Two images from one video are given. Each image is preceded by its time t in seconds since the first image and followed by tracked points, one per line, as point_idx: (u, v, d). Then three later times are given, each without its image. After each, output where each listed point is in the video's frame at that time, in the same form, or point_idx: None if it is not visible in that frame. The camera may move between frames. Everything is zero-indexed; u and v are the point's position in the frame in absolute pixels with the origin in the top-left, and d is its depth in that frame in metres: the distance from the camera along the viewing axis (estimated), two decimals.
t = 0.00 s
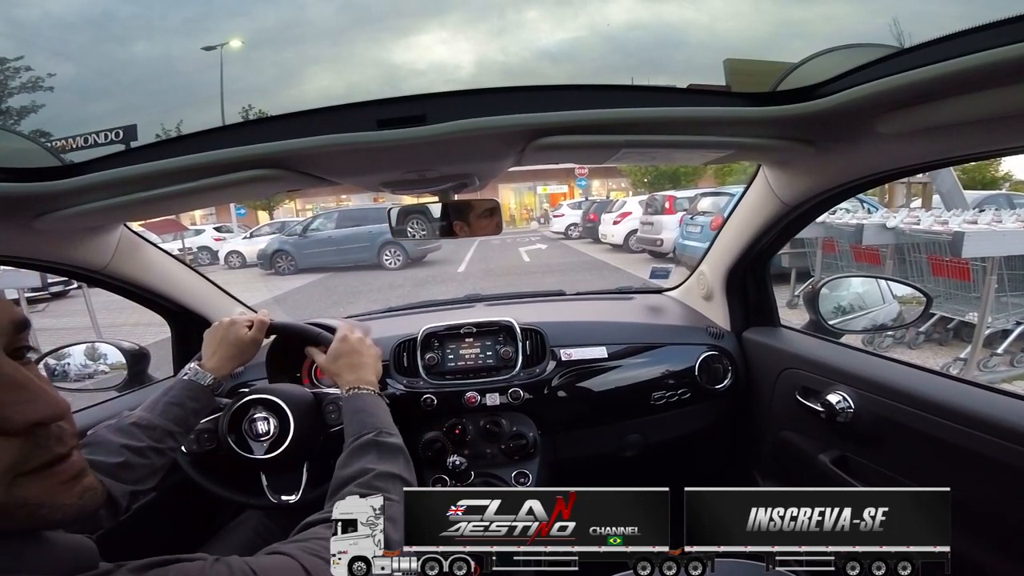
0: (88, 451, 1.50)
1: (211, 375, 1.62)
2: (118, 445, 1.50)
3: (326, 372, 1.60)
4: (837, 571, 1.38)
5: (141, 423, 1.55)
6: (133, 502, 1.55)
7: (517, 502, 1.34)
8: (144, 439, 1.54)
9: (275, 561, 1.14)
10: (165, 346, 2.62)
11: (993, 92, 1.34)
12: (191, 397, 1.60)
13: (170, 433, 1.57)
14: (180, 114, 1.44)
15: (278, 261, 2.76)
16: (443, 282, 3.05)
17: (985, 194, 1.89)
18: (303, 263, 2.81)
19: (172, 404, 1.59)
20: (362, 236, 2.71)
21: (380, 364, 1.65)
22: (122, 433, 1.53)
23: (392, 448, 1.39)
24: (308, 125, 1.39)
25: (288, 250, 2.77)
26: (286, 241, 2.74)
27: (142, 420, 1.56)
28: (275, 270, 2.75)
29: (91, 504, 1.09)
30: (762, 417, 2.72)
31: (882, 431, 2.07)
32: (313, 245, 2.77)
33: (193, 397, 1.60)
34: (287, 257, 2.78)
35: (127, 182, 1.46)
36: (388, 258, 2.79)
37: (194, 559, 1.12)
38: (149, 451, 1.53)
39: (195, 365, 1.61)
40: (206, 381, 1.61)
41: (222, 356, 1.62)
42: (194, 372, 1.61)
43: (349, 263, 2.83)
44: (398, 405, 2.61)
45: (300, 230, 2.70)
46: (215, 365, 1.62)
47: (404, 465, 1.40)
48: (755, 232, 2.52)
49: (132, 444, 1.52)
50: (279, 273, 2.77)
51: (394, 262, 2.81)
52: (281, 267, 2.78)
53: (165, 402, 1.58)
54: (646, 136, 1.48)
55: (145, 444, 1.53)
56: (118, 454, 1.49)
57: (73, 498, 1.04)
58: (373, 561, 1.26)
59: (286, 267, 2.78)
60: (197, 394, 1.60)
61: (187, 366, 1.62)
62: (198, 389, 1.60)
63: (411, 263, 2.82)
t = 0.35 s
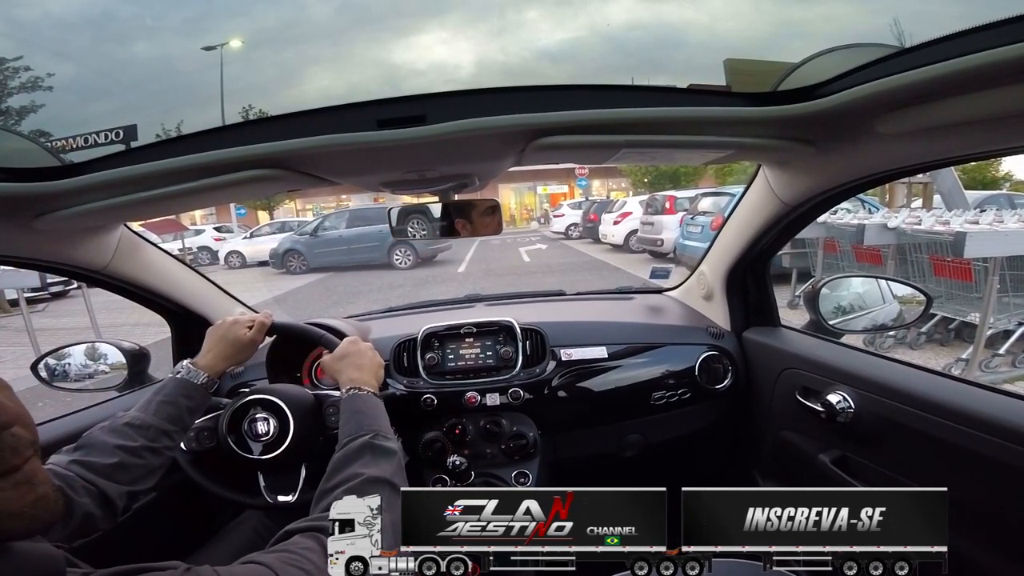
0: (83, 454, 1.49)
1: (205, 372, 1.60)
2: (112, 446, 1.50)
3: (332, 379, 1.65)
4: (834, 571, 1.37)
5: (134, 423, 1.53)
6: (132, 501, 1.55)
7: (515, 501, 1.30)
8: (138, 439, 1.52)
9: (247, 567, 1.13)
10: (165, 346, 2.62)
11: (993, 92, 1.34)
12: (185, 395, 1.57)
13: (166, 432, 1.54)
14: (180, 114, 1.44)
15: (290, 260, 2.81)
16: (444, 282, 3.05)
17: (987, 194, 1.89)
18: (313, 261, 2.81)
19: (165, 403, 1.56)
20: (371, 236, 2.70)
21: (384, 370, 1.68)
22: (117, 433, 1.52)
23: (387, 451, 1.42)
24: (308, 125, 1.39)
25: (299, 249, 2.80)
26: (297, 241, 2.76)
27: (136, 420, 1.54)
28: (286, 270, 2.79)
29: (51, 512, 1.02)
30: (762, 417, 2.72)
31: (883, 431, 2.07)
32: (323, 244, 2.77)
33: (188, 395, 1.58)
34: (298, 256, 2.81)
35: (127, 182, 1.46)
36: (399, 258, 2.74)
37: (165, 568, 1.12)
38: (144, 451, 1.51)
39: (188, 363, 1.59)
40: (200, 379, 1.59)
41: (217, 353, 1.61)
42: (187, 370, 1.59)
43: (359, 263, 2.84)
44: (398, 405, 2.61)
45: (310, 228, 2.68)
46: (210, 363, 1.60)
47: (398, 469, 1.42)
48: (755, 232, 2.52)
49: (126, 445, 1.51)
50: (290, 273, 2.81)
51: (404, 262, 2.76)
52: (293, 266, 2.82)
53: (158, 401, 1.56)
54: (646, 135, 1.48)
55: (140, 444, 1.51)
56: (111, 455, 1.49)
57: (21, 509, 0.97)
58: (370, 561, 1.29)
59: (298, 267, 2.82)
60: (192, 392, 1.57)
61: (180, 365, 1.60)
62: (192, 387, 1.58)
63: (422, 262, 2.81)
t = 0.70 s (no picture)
0: (79, 452, 1.53)
1: (205, 371, 1.59)
2: (109, 443, 1.52)
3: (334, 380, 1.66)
4: (832, 571, 1.37)
5: (133, 420, 1.54)
6: (131, 500, 1.58)
7: (512, 501, 1.30)
8: (136, 436, 1.53)
9: (248, 565, 1.15)
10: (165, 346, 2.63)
11: (993, 92, 1.34)
12: (184, 393, 1.56)
13: (164, 429, 1.55)
14: (179, 115, 1.44)
15: (302, 260, 2.80)
16: (444, 282, 3.05)
17: (988, 194, 1.89)
18: (325, 261, 2.79)
19: (164, 400, 1.56)
20: (380, 236, 2.64)
21: (385, 372, 1.69)
22: (114, 430, 1.54)
23: (387, 457, 1.42)
24: (308, 124, 1.39)
25: (311, 249, 2.78)
26: (308, 240, 2.74)
27: (133, 418, 1.55)
28: (299, 269, 2.79)
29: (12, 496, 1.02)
30: (762, 417, 2.72)
31: (883, 431, 2.07)
32: (333, 244, 2.74)
33: (187, 393, 1.57)
34: (309, 255, 2.79)
35: (127, 182, 1.46)
36: (409, 258, 2.72)
37: (163, 564, 1.12)
38: (142, 449, 1.53)
39: (188, 361, 1.58)
40: (201, 377, 1.58)
41: (218, 351, 1.61)
42: (186, 368, 1.58)
43: (370, 262, 2.80)
44: (398, 405, 2.61)
45: (321, 228, 2.64)
46: (209, 362, 1.59)
47: (397, 473, 1.42)
48: (755, 232, 2.52)
49: (122, 442, 1.52)
50: (302, 272, 2.80)
51: (414, 260, 2.74)
52: (305, 266, 2.81)
53: (157, 399, 1.56)
54: (646, 135, 1.47)
55: (137, 442, 1.52)
56: (109, 452, 1.52)
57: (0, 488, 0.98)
58: (367, 561, 1.30)
59: (310, 267, 2.80)
60: (192, 390, 1.57)
61: (180, 362, 1.59)
62: (191, 384, 1.57)
63: (431, 262, 2.81)
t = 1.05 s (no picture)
0: (80, 449, 1.52)
1: (205, 371, 1.60)
2: (110, 442, 1.50)
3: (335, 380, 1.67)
4: (830, 571, 1.38)
5: (134, 419, 1.53)
6: (133, 499, 1.55)
7: (509, 501, 1.30)
8: (136, 434, 1.51)
9: (257, 563, 1.15)
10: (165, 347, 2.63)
11: (993, 92, 1.34)
12: (185, 391, 1.57)
13: (164, 428, 1.53)
14: (180, 115, 1.44)
15: (314, 259, 2.86)
16: (444, 282, 3.05)
17: (988, 194, 1.90)
18: (336, 261, 2.85)
19: (163, 399, 1.55)
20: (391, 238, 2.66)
21: (385, 373, 1.69)
22: (113, 429, 1.52)
23: (389, 455, 1.40)
24: (308, 125, 1.39)
25: (322, 249, 2.84)
26: (320, 240, 2.80)
27: (133, 416, 1.53)
28: (311, 268, 2.85)
29: None
30: (763, 417, 2.72)
31: (883, 431, 2.06)
32: (345, 244, 2.80)
33: (187, 391, 1.57)
34: (321, 254, 2.86)
35: (127, 182, 1.46)
36: (419, 258, 2.78)
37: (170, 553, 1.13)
38: (144, 447, 1.51)
39: (189, 360, 1.59)
40: (201, 377, 1.59)
41: (217, 351, 1.61)
42: (186, 367, 1.58)
43: (382, 260, 2.85)
44: (398, 405, 2.61)
45: (334, 228, 2.68)
46: (209, 362, 1.60)
47: (399, 472, 1.40)
48: (755, 232, 2.52)
49: (122, 440, 1.50)
50: (315, 271, 2.86)
51: (423, 261, 2.81)
52: (318, 265, 2.87)
53: (158, 397, 1.55)
54: (646, 136, 1.47)
55: (137, 440, 1.50)
56: (110, 451, 1.50)
57: None
58: (364, 561, 1.28)
59: (322, 266, 2.86)
60: (191, 389, 1.57)
61: (180, 362, 1.60)
62: (191, 384, 1.58)
63: (442, 262, 2.87)
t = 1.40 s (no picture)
0: (76, 448, 1.49)
1: (205, 371, 1.61)
2: (106, 440, 1.48)
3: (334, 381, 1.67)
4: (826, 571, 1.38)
5: (131, 417, 1.51)
6: (129, 499, 1.52)
7: (506, 502, 1.30)
8: (132, 433, 1.50)
9: (248, 564, 1.17)
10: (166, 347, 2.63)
11: (993, 92, 1.34)
12: (183, 389, 1.57)
13: (162, 427, 1.53)
14: (179, 114, 1.45)
15: (324, 258, 2.87)
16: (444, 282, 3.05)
17: (989, 194, 1.90)
18: (346, 260, 2.87)
19: (162, 398, 1.55)
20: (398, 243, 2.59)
21: (385, 373, 1.70)
22: (110, 427, 1.50)
23: (386, 454, 1.43)
24: (308, 124, 1.39)
25: (332, 248, 2.84)
26: (330, 239, 2.79)
27: (130, 415, 1.52)
28: (322, 267, 2.87)
29: None
30: (763, 418, 2.72)
31: (883, 431, 2.06)
32: (354, 243, 2.78)
33: (186, 391, 1.57)
34: (331, 254, 2.86)
35: (127, 182, 1.46)
36: (427, 258, 2.73)
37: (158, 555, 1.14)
38: (139, 446, 1.50)
39: (188, 359, 1.59)
40: (201, 377, 1.59)
41: (217, 351, 1.62)
42: (185, 367, 1.59)
43: (390, 258, 2.78)
44: (398, 405, 2.61)
45: (343, 228, 2.65)
46: (208, 362, 1.61)
47: (396, 471, 1.42)
48: (755, 232, 2.52)
49: (119, 438, 1.48)
50: (326, 271, 2.88)
51: (430, 258, 2.72)
52: (328, 263, 2.88)
53: (156, 396, 1.55)
54: (646, 136, 1.47)
55: (134, 438, 1.49)
56: (105, 450, 1.48)
57: None
58: (362, 561, 1.28)
59: (331, 264, 2.87)
60: (191, 388, 1.57)
61: (179, 360, 1.60)
62: (190, 383, 1.58)
63: (452, 260, 2.80)
